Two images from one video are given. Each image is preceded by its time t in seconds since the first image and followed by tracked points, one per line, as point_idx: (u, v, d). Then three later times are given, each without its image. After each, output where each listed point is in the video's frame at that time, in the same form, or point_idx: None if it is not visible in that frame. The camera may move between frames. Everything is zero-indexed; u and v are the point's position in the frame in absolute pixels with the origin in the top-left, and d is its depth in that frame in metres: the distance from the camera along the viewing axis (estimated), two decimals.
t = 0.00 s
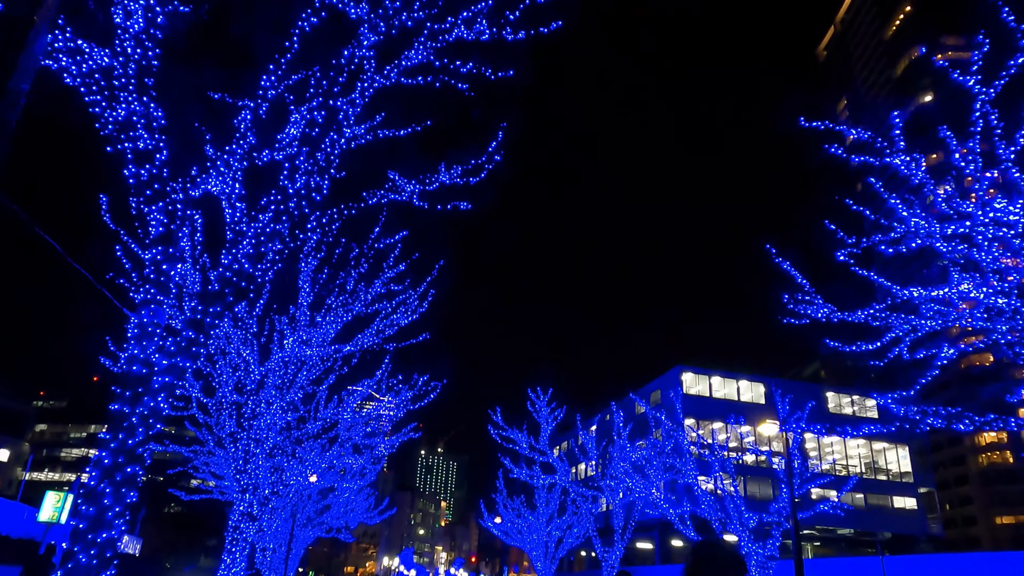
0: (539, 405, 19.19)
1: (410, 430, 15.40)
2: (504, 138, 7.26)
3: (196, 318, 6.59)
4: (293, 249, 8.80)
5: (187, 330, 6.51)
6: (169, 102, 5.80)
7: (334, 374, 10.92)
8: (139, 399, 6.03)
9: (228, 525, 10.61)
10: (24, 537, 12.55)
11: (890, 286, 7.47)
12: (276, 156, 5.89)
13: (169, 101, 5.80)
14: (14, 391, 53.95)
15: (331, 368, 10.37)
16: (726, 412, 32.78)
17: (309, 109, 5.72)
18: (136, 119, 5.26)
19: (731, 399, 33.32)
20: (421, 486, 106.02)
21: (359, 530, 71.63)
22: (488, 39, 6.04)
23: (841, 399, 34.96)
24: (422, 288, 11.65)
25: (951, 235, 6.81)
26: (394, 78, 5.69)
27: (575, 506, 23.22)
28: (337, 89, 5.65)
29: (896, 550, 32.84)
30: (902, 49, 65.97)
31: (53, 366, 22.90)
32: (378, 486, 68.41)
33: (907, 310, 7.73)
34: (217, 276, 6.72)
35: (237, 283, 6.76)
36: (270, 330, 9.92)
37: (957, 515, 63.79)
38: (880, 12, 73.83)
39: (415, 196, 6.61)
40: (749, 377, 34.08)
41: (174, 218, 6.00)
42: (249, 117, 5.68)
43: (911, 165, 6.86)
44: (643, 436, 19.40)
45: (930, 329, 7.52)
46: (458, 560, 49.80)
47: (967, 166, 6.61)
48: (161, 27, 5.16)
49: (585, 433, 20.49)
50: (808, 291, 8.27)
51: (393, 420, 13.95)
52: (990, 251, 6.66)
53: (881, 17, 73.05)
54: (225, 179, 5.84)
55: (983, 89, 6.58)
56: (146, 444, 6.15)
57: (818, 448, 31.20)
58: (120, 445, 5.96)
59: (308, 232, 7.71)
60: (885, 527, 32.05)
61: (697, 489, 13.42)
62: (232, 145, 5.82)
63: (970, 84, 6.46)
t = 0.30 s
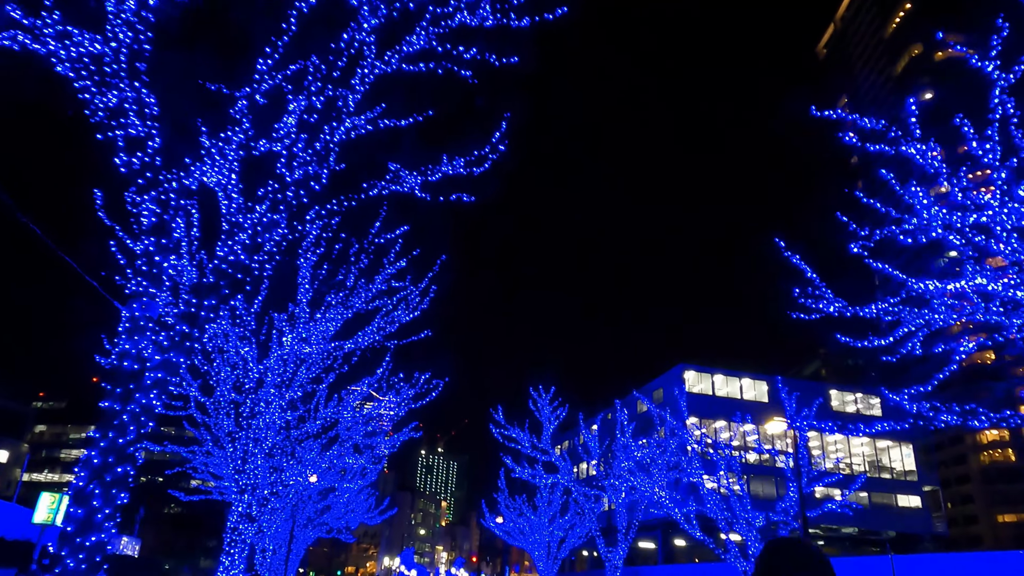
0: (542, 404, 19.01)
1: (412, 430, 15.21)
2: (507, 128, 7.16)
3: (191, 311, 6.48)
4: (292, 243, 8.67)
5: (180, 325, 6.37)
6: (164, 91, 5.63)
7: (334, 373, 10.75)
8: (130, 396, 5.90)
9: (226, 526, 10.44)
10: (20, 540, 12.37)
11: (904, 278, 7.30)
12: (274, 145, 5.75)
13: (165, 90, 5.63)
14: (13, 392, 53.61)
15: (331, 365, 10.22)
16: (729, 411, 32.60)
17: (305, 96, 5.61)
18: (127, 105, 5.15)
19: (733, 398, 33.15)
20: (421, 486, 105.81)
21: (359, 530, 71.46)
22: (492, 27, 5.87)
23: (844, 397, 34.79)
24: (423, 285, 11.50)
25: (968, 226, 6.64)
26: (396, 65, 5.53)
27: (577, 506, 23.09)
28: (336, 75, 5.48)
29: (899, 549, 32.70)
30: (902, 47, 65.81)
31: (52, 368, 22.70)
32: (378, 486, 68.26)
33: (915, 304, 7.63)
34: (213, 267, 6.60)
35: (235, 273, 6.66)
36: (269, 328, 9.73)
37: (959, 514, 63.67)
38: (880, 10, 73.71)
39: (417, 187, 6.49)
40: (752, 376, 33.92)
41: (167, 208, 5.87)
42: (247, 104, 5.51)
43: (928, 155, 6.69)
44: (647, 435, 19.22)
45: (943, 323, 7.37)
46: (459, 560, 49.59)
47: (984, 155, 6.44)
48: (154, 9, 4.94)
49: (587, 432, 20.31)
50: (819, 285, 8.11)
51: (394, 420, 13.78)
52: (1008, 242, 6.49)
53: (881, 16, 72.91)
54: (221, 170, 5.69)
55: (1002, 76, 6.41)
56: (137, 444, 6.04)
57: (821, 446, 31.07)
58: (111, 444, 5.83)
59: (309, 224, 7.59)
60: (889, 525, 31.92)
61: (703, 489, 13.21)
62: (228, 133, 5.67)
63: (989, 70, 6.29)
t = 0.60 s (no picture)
0: (543, 402, 18.83)
1: (412, 428, 15.05)
2: (509, 116, 7.03)
3: (182, 299, 6.35)
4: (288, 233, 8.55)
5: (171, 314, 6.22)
6: (157, 74, 5.49)
7: (333, 369, 10.58)
8: (118, 386, 5.75)
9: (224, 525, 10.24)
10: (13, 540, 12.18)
11: (915, 269, 7.18)
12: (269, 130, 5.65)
13: (158, 74, 5.49)
14: (11, 393, 53.25)
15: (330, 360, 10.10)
16: (731, 409, 32.45)
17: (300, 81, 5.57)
18: (117, 87, 5.01)
19: (735, 396, 33.00)
20: (421, 487, 105.57)
21: (359, 530, 71.27)
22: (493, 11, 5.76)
23: (847, 395, 34.66)
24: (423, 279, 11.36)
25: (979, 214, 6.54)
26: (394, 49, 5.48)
27: (578, 505, 22.94)
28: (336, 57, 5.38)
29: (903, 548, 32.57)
30: (901, 46, 65.80)
31: (49, 368, 22.47)
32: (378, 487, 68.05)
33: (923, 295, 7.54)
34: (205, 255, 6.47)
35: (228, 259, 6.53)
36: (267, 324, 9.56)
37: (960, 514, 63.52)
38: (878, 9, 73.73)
39: (416, 175, 6.35)
40: (753, 374, 33.80)
41: (158, 193, 5.78)
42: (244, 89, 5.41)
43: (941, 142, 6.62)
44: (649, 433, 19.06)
45: (955, 315, 7.23)
46: (459, 560, 49.33)
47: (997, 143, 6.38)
48: None
49: (588, 431, 20.14)
50: (828, 278, 7.98)
51: (394, 417, 13.62)
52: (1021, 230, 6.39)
53: (880, 15, 72.90)
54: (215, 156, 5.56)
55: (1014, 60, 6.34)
56: (125, 436, 5.85)
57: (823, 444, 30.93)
58: (97, 436, 5.66)
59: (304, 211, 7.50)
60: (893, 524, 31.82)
61: (706, 487, 13.05)
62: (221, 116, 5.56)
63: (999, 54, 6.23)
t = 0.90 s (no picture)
0: (547, 402, 18.63)
1: (416, 427, 14.89)
2: (513, 104, 6.91)
3: (176, 288, 6.27)
4: (289, 225, 8.42)
5: (164, 302, 6.15)
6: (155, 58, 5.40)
7: (335, 367, 10.42)
8: (108, 378, 5.73)
9: (224, 525, 10.13)
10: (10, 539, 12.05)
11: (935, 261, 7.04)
12: (269, 116, 5.58)
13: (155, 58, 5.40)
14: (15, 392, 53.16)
15: (333, 356, 9.97)
16: (737, 410, 32.22)
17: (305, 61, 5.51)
18: (110, 70, 4.92)
19: (741, 397, 32.75)
20: (425, 488, 105.37)
21: (362, 531, 71.19)
22: None
23: (855, 396, 34.42)
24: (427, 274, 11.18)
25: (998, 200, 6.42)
26: (397, 31, 5.39)
27: (583, 506, 22.77)
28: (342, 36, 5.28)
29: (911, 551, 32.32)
30: (907, 46, 65.49)
31: (51, 367, 22.32)
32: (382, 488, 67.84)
33: (938, 289, 7.39)
34: (200, 242, 6.36)
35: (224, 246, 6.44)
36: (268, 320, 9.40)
37: (967, 516, 63.03)
38: (885, 9, 73.42)
39: (418, 163, 6.24)
40: (760, 374, 33.55)
41: (151, 177, 5.67)
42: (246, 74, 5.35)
43: (963, 130, 6.46)
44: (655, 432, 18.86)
45: (972, 310, 7.07)
46: (464, 562, 49.12)
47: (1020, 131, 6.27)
48: None
49: (593, 431, 19.94)
50: (844, 272, 7.82)
51: (397, 415, 13.45)
52: None
53: (886, 15, 72.60)
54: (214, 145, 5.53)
55: None
56: (115, 430, 5.82)
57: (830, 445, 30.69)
58: (86, 429, 5.64)
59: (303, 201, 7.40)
60: (901, 527, 31.59)
61: (715, 487, 12.87)
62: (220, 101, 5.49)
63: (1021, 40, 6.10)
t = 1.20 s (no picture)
0: (548, 399, 18.46)
1: (414, 423, 14.72)
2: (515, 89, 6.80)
3: (165, 276, 6.01)
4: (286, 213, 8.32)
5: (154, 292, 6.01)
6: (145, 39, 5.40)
7: (334, 363, 10.26)
8: (93, 368, 5.58)
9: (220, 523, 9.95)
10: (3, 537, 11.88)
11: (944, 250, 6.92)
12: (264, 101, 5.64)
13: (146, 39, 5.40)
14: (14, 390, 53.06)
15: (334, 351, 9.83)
16: (738, 408, 32.02)
17: (299, 41, 5.49)
18: (97, 49, 4.91)
19: (743, 395, 32.60)
20: (425, 487, 105.18)
21: (362, 529, 71.11)
22: None
23: (856, 393, 34.29)
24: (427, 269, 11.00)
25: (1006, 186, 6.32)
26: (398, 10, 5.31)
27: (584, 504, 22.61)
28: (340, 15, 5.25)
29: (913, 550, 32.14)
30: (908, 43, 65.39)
31: (49, 365, 22.13)
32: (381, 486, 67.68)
33: (948, 282, 7.27)
34: (192, 227, 6.19)
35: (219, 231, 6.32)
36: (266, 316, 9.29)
37: (968, 515, 62.83)
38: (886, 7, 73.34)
39: (419, 151, 6.12)
40: (761, 372, 33.41)
41: (140, 160, 5.59)
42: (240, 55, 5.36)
43: (979, 116, 6.30)
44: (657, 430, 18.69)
45: (988, 303, 6.90)
46: (464, 561, 48.93)
47: None
48: None
49: (595, 429, 19.78)
50: (854, 265, 7.68)
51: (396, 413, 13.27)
52: None
53: (888, 13, 72.48)
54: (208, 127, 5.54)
55: None
56: (100, 423, 5.67)
57: (831, 443, 30.53)
58: (70, 421, 5.47)
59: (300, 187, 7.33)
60: (904, 525, 31.45)
61: (718, 485, 12.69)
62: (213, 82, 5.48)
63: None
